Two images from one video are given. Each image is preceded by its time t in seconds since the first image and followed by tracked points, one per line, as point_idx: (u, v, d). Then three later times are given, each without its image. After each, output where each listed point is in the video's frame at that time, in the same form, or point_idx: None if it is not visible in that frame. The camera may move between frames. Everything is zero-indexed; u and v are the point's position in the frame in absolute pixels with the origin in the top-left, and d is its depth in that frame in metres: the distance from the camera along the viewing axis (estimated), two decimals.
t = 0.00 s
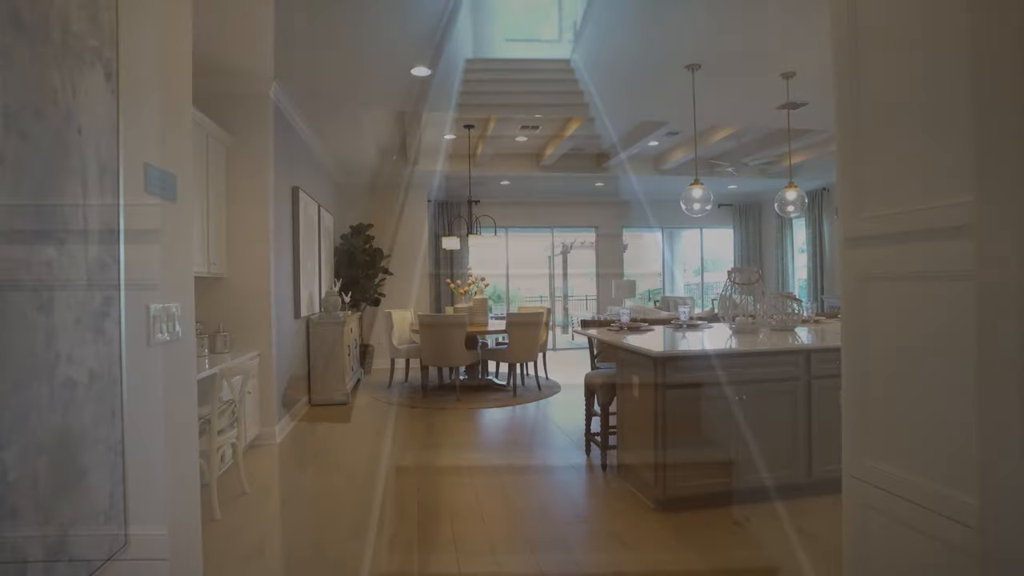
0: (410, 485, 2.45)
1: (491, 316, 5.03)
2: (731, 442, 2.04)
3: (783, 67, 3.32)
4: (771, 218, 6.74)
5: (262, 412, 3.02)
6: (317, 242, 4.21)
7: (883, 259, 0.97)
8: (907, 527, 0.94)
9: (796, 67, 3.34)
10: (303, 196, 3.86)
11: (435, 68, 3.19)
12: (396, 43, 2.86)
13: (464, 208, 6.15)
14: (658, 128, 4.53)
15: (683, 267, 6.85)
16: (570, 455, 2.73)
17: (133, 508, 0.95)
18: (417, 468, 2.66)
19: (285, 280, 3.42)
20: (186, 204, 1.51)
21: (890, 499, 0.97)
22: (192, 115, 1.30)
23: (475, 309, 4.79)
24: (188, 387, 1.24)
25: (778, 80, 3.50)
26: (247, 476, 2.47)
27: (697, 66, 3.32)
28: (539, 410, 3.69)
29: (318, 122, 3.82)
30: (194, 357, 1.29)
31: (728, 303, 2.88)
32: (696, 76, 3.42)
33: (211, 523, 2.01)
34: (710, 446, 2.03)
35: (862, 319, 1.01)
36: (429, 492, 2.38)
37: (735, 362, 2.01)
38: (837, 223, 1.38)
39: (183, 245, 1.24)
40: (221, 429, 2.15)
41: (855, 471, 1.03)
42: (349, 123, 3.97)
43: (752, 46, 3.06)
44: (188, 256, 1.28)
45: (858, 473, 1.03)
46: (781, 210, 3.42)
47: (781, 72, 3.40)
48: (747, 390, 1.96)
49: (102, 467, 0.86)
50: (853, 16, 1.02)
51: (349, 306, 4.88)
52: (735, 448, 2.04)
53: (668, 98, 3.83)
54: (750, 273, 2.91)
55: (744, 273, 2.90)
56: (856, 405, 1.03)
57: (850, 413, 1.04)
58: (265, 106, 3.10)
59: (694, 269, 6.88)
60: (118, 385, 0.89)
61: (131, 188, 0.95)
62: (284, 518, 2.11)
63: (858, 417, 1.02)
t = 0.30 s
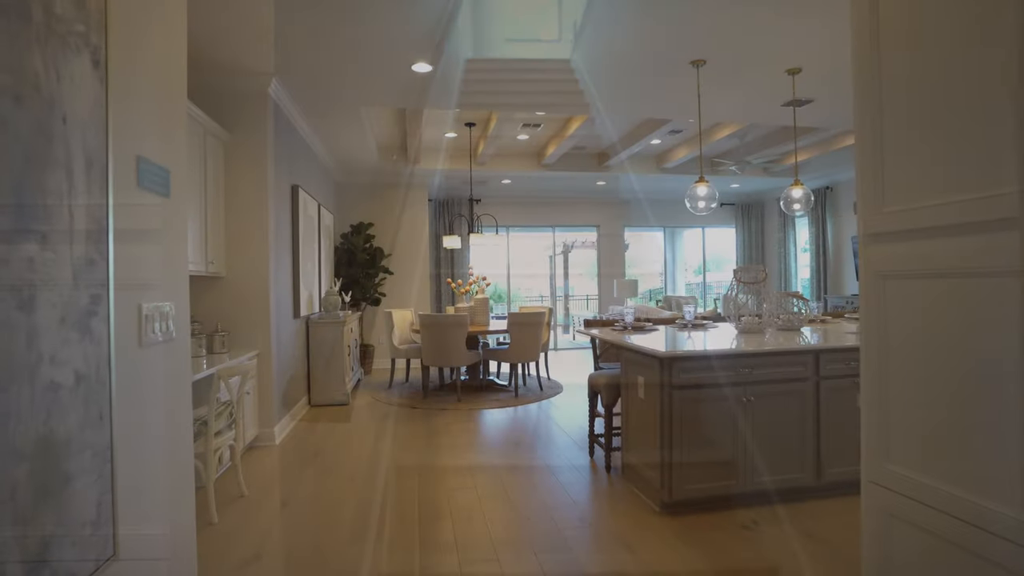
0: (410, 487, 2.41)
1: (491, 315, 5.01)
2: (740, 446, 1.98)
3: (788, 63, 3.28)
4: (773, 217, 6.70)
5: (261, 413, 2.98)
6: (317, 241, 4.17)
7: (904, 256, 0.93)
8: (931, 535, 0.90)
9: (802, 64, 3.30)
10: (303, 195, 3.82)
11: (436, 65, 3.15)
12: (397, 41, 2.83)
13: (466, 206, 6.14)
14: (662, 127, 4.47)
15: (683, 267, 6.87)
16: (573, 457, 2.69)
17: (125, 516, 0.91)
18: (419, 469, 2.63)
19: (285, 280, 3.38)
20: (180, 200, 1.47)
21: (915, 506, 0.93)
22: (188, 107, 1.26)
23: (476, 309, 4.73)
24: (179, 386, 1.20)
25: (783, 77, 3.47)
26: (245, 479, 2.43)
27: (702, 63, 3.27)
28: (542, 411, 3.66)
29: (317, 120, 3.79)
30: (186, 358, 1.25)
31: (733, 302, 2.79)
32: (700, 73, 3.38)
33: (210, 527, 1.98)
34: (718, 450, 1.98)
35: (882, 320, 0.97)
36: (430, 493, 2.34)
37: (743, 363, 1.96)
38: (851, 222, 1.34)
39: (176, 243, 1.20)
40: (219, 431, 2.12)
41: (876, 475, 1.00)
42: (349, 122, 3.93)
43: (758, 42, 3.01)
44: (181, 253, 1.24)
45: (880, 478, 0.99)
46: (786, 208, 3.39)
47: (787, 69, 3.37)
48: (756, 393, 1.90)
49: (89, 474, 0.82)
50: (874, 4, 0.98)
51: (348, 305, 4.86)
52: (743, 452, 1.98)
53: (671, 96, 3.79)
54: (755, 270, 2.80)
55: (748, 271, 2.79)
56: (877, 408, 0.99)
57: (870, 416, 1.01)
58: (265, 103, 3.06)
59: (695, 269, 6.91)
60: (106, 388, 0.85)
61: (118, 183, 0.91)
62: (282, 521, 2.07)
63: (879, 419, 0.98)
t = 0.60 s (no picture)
0: (406, 491, 2.37)
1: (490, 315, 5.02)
2: (741, 450, 1.94)
3: (790, 62, 3.25)
4: (774, 217, 6.69)
5: (256, 415, 2.95)
6: (314, 241, 4.13)
7: (914, 257, 0.90)
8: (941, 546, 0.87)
9: (803, 62, 3.27)
10: (300, 195, 3.79)
11: (434, 63, 3.12)
12: (394, 38, 2.79)
13: (464, 206, 6.14)
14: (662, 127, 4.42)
15: (682, 266, 6.91)
16: (573, 460, 2.65)
17: (104, 527, 0.88)
18: (416, 472, 2.59)
19: (281, 281, 3.34)
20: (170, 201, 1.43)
21: (924, 515, 0.89)
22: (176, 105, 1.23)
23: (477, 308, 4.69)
24: (165, 390, 1.16)
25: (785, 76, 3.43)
26: (238, 483, 2.40)
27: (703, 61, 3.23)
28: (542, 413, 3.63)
29: (315, 119, 3.76)
30: (173, 361, 1.21)
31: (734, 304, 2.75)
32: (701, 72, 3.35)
33: (200, 533, 1.95)
34: (720, 454, 1.94)
35: (894, 323, 0.93)
36: (426, 497, 2.31)
37: (744, 363, 1.94)
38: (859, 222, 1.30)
39: (161, 243, 1.16)
40: (211, 434, 2.08)
41: (885, 482, 0.96)
42: (347, 121, 3.89)
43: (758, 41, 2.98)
44: (168, 255, 1.20)
45: (888, 485, 0.96)
46: (788, 209, 3.36)
47: (789, 68, 3.32)
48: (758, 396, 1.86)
49: (66, 483, 0.78)
50: None
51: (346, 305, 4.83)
52: (743, 455, 1.94)
53: (671, 95, 3.76)
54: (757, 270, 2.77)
55: (751, 270, 2.77)
56: (886, 413, 0.95)
57: (879, 421, 0.97)
58: (261, 102, 3.03)
59: (694, 269, 6.93)
60: (84, 394, 0.82)
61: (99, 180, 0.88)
62: (276, 526, 2.03)
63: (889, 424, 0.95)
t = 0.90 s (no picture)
0: (400, 496, 2.32)
1: (486, 315, 4.98)
2: (742, 454, 1.90)
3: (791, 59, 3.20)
4: (773, 217, 6.65)
5: (248, 418, 2.90)
6: (308, 241, 4.08)
7: (927, 257, 0.85)
8: (954, 563, 0.82)
9: (803, 60, 3.23)
10: (294, 194, 3.73)
11: (428, 59, 3.06)
12: (387, 34, 2.74)
13: (460, 206, 6.13)
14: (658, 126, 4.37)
15: (680, 266, 6.86)
16: (571, 464, 2.60)
17: (72, 544, 0.84)
18: (411, 477, 2.54)
19: (273, 282, 3.29)
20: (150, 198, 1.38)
21: (936, 529, 0.85)
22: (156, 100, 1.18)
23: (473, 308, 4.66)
24: (142, 397, 1.11)
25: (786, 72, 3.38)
26: (229, 489, 2.35)
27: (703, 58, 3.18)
28: (538, 416, 3.58)
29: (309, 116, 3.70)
30: (152, 367, 1.16)
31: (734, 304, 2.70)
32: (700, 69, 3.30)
33: (188, 541, 1.90)
34: (721, 459, 1.89)
35: (904, 327, 0.89)
36: (420, 503, 2.26)
37: (745, 366, 1.90)
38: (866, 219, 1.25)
39: (139, 244, 1.11)
40: (200, 438, 2.02)
41: (895, 493, 0.92)
42: (341, 119, 3.84)
43: (758, 37, 2.94)
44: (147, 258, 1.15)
45: (898, 496, 0.91)
46: (788, 208, 3.32)
47: (789, 65, 3.28)
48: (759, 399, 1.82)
49: (26, 500, 0.74)
50: None
51: (341, 306, 4.78)
52: (744, 460, 1.90)
53: (669, 93, 3.72)
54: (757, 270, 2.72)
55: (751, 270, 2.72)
56: (896, 422, 0.91)
57: (889, 429, 0.93)
58: (253, 99, 2.98)
59: (692, 269, 6.88)
60: (46, 405, 0.78)
61: (63, 177, 0.83)
62: (265, 534, 1.98)
63: (899, 432, 0.90)
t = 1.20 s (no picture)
0: (390, 502, 2.25)
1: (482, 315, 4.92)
2: (742, 459, 1.85)
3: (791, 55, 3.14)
4: (770, 216, 6.61)
5: (236, 421, 2.83)
6: (300, 239, 4.01)
7: (947, 255, 0.79)
8: None
9: (804, 56, 3.17)
10: (285, 192, 3.65)
11: (422, 55, 3.00)
12: (379, 29, 2.68)
13: (455, 204, 6.04)
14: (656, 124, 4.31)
15: (677, 266, 6.80)
16: (566, 468, 2.54)
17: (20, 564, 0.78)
18: (402, 481, 2.48)
19: (263, 282, 3.22)
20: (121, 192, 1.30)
21: (956, 547, 0.79)
22: (124, 88, 1.11)
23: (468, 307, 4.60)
24: (110, 402, 1.05)
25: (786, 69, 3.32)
26: (214, 495, 2.29)
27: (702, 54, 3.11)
28: (533, 418, 3.53)
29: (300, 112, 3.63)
30: (123, 370, 1.10)
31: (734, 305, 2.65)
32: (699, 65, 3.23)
33: (170, 550, 1.84)
34: (721, 464, 1.84)
35: (921, 330, 0.83)
36: (411, 508, 2.20)
37: (745, 368, 1.84)
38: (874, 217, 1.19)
39: (105, 240, 1.04)
40: (183, 443, 1.96)
41: (911, 508, 0.86)
42: (333, 116, 3.77)
43: (759, 33, 2.87)
44: (117, 254, 1.09)
45: (914, 511, 0.85)
46: (788, 206, 3.27)
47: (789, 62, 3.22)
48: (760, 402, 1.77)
49: None
50: None
51: (334, 306, 4.72)
52: (744, 465, 1.85)
53: (667, 91, 3.67)
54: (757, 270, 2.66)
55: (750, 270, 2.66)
56: (912, 432, 0.85)
57: (904, 438, 0.87)
58: (242, 95, 2.91)
59: (689, 269, 6.82)
60: None
61: (3, 167, 0.78)
62: (249, 542, 1.90)
63: (917, 443, 0.84)
